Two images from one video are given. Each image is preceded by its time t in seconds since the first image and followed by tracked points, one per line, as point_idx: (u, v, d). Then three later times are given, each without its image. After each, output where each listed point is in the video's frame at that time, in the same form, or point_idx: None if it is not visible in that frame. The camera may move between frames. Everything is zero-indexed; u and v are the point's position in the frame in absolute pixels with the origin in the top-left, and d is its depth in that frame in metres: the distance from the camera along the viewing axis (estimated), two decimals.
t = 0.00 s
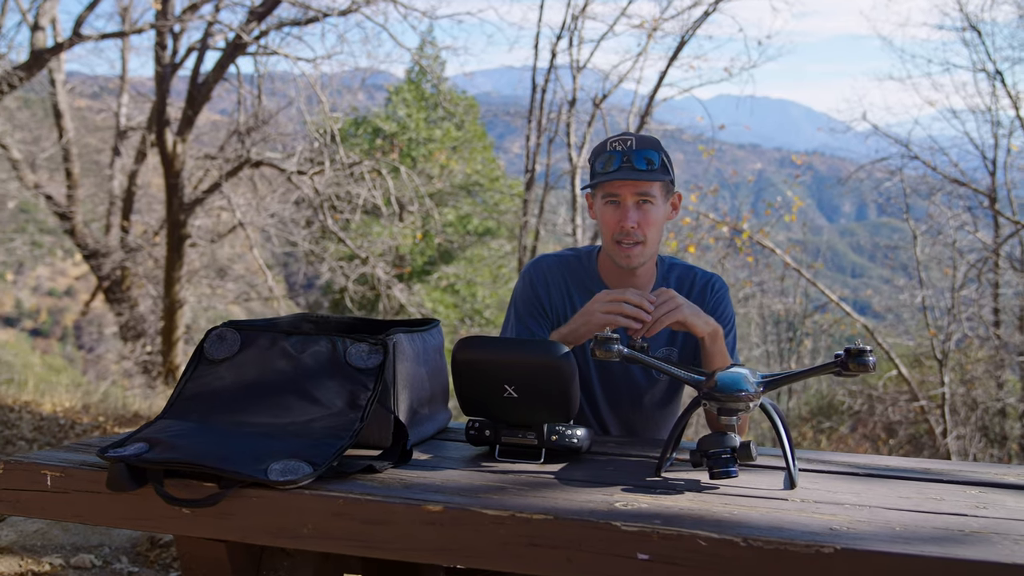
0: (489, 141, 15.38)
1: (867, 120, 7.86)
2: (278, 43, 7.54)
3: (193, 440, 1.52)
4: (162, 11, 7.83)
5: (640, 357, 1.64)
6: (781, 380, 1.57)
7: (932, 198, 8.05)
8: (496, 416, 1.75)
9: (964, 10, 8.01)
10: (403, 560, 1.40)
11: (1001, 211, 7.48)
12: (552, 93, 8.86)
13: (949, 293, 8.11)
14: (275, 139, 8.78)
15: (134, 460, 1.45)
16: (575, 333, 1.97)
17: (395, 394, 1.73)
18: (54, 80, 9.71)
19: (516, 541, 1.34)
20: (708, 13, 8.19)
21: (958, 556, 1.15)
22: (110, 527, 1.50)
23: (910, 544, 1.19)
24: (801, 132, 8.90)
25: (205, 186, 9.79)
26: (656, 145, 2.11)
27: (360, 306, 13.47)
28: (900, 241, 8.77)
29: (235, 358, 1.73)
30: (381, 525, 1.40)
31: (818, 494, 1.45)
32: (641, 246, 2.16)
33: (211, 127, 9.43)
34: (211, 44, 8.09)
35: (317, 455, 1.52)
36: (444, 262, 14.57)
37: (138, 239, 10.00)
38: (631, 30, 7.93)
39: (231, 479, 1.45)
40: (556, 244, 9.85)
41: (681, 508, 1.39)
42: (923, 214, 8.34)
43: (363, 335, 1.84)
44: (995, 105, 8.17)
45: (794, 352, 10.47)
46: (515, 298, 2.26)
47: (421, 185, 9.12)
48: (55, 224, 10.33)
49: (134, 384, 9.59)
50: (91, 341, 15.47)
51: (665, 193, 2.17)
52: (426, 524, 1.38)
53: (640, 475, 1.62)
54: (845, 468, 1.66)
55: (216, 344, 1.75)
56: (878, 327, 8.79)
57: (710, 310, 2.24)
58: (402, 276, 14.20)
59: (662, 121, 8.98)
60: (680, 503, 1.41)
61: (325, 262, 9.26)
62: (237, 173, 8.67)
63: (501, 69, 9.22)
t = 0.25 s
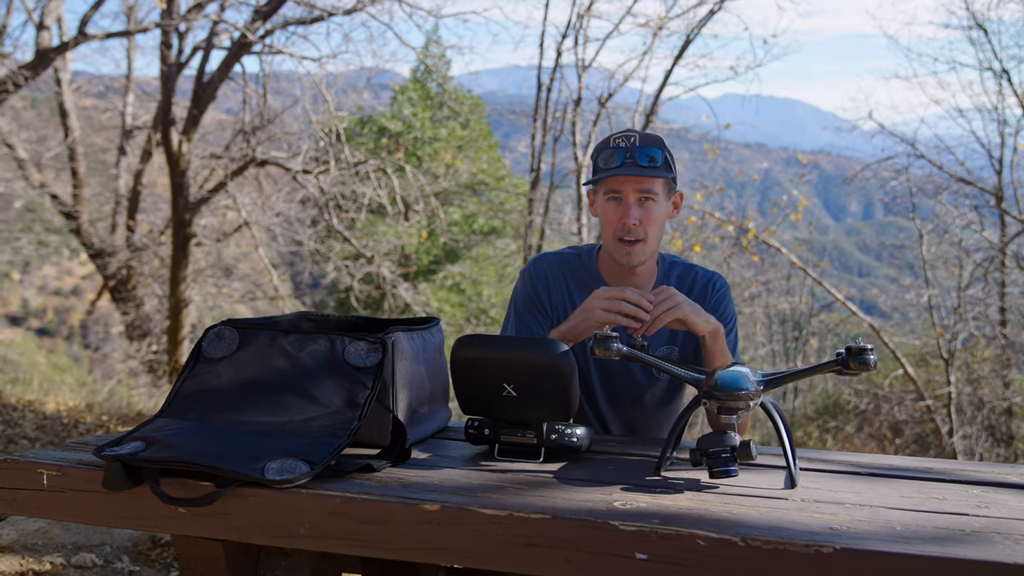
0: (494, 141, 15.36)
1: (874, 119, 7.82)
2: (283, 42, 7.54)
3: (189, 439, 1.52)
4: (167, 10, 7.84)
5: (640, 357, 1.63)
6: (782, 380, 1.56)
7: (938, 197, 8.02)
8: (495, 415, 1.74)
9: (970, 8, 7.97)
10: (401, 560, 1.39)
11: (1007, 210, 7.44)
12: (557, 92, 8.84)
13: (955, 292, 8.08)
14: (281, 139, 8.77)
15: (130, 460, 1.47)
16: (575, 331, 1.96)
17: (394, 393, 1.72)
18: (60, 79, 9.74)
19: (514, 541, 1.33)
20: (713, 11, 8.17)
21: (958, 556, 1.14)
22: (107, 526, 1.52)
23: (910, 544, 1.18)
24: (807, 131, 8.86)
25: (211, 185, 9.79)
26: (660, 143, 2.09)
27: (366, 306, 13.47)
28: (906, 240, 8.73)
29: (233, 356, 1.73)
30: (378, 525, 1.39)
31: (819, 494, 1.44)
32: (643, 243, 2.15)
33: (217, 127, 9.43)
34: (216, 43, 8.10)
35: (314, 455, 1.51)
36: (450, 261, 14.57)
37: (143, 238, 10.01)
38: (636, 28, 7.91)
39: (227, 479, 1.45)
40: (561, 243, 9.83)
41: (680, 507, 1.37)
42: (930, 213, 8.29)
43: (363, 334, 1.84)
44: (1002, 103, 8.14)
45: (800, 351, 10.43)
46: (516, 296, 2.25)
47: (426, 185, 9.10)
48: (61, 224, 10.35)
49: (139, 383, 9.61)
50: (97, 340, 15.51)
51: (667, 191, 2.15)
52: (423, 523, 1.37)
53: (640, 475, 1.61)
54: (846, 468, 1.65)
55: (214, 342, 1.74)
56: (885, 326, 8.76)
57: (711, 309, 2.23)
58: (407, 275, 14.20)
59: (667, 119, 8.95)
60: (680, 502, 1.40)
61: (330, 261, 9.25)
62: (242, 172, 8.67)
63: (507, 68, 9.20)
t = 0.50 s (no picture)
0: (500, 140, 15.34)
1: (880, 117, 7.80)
2: (289, 42, 7.55)
3: (187, 438, 1.52)
4: (173, 10, 7.85)
5: (641, 355, 1.61)
6: (784, 378, 1.54)
7: (945, 196, 7.98)
8: (495, 413, 1.73)
9: (978, 7, 7.93)
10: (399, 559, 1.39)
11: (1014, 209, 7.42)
12: (563, 91, 8.83)
13: (962, 291, 8.05)
14: (286, 138, 8.77)
15: (127, 458, 1.47)
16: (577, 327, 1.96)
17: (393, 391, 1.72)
18: (66, 79, 9.76)
19: (512, 541, 1.32)
20: (719, 10, 8.13)
21: (959, 556, 1.12)
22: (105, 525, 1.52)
23: (912, 544, 1.16)
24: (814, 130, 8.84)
25: (217, 184, 9.80)
26: (662, 140, 2.08)
27: (372, 305, 13.48)
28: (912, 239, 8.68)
29: (232, 354, 1.72)
30: (376, 524, 1.39)
31: (821, 493, 1.43)
32: (644, 241, 2.14)
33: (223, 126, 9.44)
34: (222, 42, 8.11)
35: (313, 453, 1.51)
36: (456, 261, 14.57)
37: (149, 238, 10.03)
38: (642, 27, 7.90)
39: (224, 478, 1.45)
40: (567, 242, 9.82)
41: (680, 507, 1.36)
42: (936, 213, 8.24)
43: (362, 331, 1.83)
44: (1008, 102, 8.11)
45: (806, 350, 10.40)
46: (517, 295, 2.24)
47: (432, 184, 9.10)
48: (67, 223, 10.38)
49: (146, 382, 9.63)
50: (104, 339, 15.56)
51: (669, 188, 2.14)
52: (421, 522, 1.37)
53: (641, 474, 1.60)
54: (848, 467, 1.64)
55: (213, 340, 1.74)
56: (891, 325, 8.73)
57: (713, 307, 2.22)
58: (413, 274, 14.20)
59: (673, 118, 8.93)
60: (680, 502, 1.39)
61: (336, 260, 9.26)
62: (248, 172, 8.68)
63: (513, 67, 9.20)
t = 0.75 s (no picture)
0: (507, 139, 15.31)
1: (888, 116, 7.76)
2: (295, 42, 7.55)
3: (187, 438, 1.52)
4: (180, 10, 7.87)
5: (644, 354, 1.61)
6: (787, 378, 1.53)
7: (952, 195, 7.93)
8: (496, 412, 1.72)
9: (986, 5, 7.88)
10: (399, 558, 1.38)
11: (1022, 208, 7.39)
12: (570, 90, 8.81)
13: (970, 291, 8.02)
14: (293, 138, 8.76)
15: (126, 458, 1.47)
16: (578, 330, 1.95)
17: (394, 391, 1.71)
18: (74, 79, 9.79)
19: (512, 541, 1.31)
20: (725, 9, 8.10)
21: (962, 557, 1.11)
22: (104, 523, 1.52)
23: (914, 544, 1.15)
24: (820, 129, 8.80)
25: (224, 184, 9.81)
26: (665, 138, 2.07)
27: (378, 305, 13.49)
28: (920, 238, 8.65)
29: (233, 354, 1.72)
30: (376, 524, 1.38)
31: (824, 493, 1.42)
32: (649, 240, 2.13)
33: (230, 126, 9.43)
34: (229, 42, 8.11)
35: (313, 453, 1.50)
36: (462, 260, 14.56)
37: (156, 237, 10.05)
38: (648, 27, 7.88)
39: (224, 477, 1.45)
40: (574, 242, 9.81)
41: (681, 507, 1.35)
42: (943, 212, 8.18)
43: (364, 331, 1.82)
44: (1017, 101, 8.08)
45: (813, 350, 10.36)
46: (519, 294, 2.23)
47: (438, 184, 9.09)
48: (75, 223, 10.40)
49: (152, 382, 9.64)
50: (112, 339, 15.60)
51: (674, 186, 2.13)
52: (421, 522, 1.36)
53: (642, 474, 1.58)
54: (852, 467, 1.63)
55: (214, 340, 1.73)
56: (898, 325, 8.70)
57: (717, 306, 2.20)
58: (419, 274, 14.20)
59: (680, 118, 8.87)
60: (681, 502, 1.38)
61: (343, 260, 9.26)
62: (254, 172, 8.69)
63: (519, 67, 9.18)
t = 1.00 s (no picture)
0: (512, 139, 15.30)
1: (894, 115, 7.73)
2: (301, 43, 7.56)
3: (186, 436, 1.52)
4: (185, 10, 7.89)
5: (645, 351, 1.60)
6: (789, 375, 1.52)
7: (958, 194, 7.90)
8: (496, 410, 1.71)
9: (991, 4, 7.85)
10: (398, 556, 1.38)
11: None
12: (574, 90, 8.80)
13: (975, 291, 8.00)
14: (297, 138, 8.77)
15: (125, 455, 1.47)
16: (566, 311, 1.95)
17: (394, 388, 1.71)
18: (79, 79, 9.81)
19: (512, 539, 1.31)
20: (730, 8, 8.08)
21: (964, 556, 1.10)
22: (103, 522, 1.52)
23: (916, 543, 1.14)
24: (825, 128, 8.78)
25: (229, 184, 9.83)
26: (668, 135, 2.06)
27: (383, 304, 13.50)
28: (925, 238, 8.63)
29: (233, 352, 1.71)
30: (375, 522, 1.38)
31: (826, 492, 1.40)
32: (646, 235, 2.11)
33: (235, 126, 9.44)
34: (234, 42, 8.12)
35: (312, 450, 1.50)
36: (467, 260, 14.57)
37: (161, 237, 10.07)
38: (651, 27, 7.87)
39: (223, 474, 1.45)
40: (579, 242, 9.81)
41: (681, 505, 1.35)
42: (949, 211, 8.14)
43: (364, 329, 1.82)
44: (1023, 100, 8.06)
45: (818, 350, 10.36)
46: (520, 292, 2.22)
47: (443, 184, 9.10)
48: (80, 223, 10.42)
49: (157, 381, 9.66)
50: (117, 338, 15.63)
51: (674, 184, 2.12)
52: (420, 520, 1.36)
53: (643, 472, 1.58)
54: (854, 466, 1.62)
55: (214, 338, 1.73)
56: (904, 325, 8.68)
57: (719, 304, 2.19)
58: (424, 274, 14.21)
59: (685, 117, 8.84)
60: (682, 500, 1.37)
61: (347, 260, 9.27)
62: (259, 171, 8.70)
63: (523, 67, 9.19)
